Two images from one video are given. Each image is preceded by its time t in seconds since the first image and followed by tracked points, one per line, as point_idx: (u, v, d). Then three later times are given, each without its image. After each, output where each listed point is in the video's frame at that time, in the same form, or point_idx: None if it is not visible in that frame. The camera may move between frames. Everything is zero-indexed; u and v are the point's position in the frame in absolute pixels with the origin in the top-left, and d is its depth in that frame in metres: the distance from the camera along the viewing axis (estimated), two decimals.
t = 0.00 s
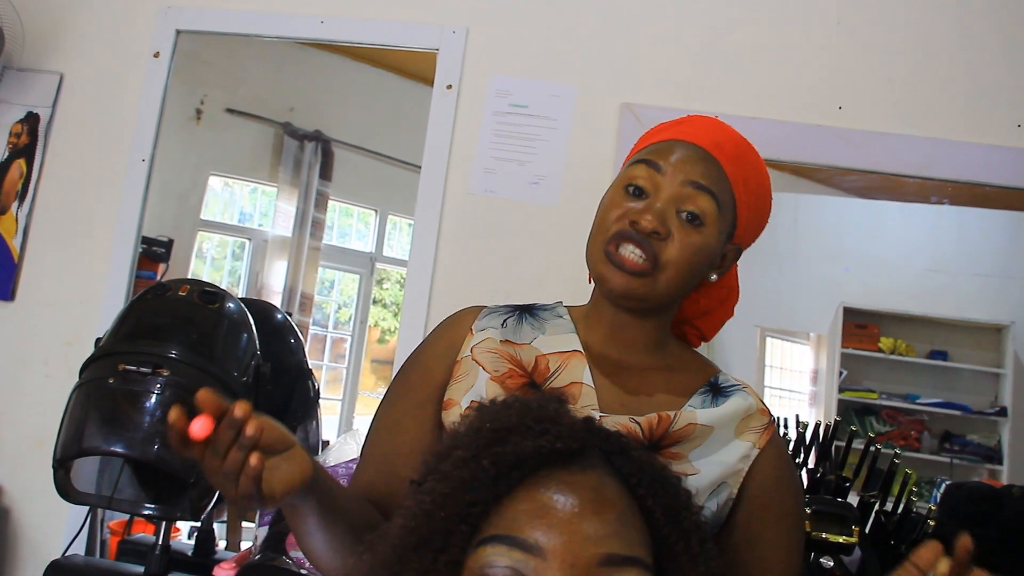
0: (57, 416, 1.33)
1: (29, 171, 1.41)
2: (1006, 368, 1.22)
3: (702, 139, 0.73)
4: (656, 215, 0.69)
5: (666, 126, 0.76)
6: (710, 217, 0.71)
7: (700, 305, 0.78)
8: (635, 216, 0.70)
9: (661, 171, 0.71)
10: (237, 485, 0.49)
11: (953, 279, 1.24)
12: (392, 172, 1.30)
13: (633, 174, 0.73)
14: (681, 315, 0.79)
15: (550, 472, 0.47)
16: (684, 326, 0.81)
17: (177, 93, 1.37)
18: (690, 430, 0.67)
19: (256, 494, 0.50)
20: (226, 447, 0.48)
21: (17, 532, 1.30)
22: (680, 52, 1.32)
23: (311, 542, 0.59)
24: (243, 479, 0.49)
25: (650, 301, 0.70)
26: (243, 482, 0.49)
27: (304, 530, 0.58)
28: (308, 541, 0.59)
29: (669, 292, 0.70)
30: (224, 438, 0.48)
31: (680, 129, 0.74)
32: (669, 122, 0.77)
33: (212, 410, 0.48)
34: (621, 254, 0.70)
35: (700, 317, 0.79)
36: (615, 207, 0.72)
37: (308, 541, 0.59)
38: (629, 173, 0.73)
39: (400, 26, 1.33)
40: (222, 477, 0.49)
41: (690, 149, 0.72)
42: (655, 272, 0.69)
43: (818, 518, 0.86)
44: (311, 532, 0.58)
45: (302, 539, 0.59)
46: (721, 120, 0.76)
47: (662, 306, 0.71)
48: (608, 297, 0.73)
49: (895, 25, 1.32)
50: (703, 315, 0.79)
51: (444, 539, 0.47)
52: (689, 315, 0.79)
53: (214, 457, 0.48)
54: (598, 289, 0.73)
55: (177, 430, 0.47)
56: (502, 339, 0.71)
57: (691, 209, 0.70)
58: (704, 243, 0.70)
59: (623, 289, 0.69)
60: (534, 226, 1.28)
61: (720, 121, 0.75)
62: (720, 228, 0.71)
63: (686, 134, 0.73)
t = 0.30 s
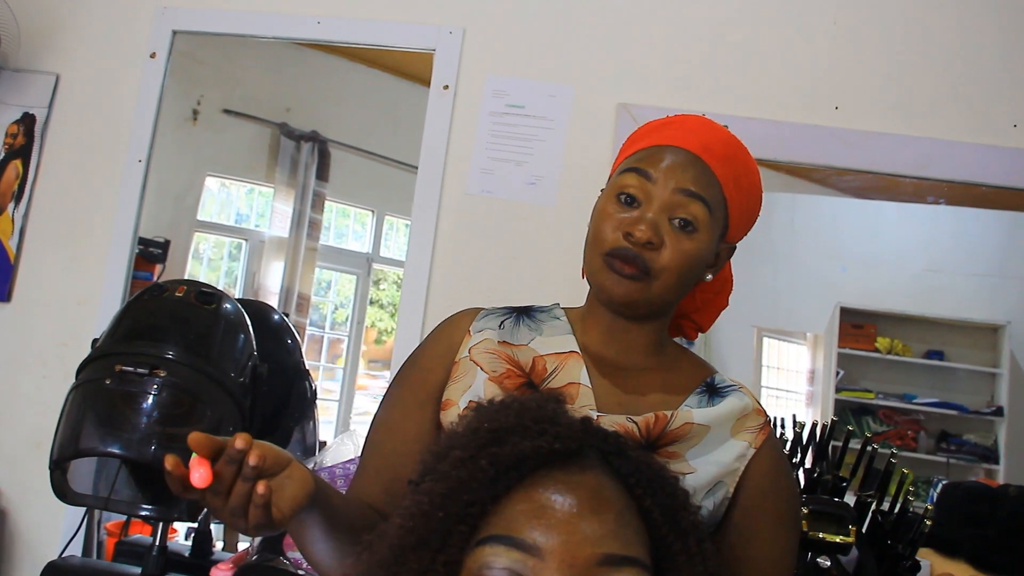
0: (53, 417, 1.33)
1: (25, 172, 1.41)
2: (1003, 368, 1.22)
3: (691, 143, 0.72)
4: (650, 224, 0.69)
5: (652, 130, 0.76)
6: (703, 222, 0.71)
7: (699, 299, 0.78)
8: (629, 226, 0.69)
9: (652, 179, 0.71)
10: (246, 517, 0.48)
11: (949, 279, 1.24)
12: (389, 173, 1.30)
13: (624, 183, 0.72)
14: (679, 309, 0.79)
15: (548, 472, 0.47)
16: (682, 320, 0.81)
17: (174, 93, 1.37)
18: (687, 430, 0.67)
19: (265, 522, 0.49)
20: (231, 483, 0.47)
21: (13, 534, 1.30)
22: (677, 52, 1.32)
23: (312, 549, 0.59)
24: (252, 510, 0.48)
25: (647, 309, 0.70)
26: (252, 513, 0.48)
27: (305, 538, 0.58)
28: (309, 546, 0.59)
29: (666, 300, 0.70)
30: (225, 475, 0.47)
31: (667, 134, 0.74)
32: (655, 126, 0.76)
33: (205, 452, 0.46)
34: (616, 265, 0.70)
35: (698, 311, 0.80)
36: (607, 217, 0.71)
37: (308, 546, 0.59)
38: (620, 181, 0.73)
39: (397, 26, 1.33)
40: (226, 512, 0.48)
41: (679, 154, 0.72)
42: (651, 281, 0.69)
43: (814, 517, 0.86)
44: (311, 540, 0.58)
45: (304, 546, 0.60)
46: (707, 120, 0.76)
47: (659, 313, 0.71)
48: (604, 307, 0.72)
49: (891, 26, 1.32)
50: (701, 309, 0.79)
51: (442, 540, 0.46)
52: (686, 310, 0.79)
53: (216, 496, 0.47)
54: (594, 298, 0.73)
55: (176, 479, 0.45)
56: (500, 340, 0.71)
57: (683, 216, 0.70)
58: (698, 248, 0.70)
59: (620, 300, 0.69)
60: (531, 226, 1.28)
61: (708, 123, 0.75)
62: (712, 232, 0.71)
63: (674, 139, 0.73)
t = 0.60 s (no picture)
0: (50, 417, 1.32)
1: (23, 171, 1.41)
2: (1000, 371, 1.22)
3: (670, 131, 0.76)
4: (641, 198, 0.71)
5: (632, 130, 0.80)
6: (692, 196, 0.73)
7: (693, 299, 0.79)
8: (621, 204, 0.71)
9: (638, 162, 0.74)
10: (285, 463, 0.50)
11: (947, 281, 1.24)
12: (387, 174, 1.30)
13: (612, 170, 0.75)
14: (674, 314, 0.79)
15: (547, 475, 0.47)
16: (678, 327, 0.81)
17: (172, 94, 1.37)
18: (685, 433, 0.66)
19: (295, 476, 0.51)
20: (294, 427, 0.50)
21: (9, 535, 1.29)
22: (675, 54, 1.32)
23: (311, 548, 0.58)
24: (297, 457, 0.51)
25: (648, 285, 0.71)
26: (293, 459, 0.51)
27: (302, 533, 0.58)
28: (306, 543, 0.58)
29: (664, 275, 0.71)
30: (308, 418, 0.51)
31: (647, 127, 0.78)
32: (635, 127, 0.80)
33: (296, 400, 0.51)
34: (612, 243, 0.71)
35: (695, 316, 0.80)
36: (597, 202, 0.74)
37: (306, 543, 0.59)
38: (606, 170, 0.76)
39: (395, 27, 1.33)
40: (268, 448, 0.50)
41: (662, 140, 0.75)
42: (648, 253, 0.70)
43: (811, 520, 0.86)
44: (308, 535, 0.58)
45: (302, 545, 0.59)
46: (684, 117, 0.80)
47: (659, 291, 0.72)
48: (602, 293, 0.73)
49: (889, 29, 1.33)
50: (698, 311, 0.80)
51: (441, 544, 0.46)
52: (681, 315, 0.79)
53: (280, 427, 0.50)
54: (591, 288, 0.74)
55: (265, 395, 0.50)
56: (496, 343, 0.72)
57: (672, 191, 0.72)
58: (690, 222, 0.72)
59: (619, 276, 0.70)
60: (529, 228, 1.28)
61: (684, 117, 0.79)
62: (702, 209, 0.73)
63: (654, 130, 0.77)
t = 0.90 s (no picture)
0: (42, 421, 1.32)
1: (16, 175, 1.40)
2: (993, 373, 1.23)
3: (611, 129, 0.78)
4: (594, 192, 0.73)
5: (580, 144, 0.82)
6: (644, 178, 0.74)
7: (685, 285, 0.79)
8: (576, 203, 0.73)
9: (586, 163, 0.76)
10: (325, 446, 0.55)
11: (941, 284, 1.25)
12: (381, 177, 1.30)
13: (563, 177, 0.77)
14: (669, 307, 0.80)
15: (542, 479, 0.47)
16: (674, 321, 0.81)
17: (166, 96, 1.37)
18: (678, 435, 0.66)
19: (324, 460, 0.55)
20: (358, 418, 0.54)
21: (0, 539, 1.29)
22: (669, 58, 1.32)
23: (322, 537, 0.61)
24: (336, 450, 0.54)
25: (622, 271, 0.71)
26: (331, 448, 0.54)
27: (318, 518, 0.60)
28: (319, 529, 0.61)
29: (635, 257, 0.71)
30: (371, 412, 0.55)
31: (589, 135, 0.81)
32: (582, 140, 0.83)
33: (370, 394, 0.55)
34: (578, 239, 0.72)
35: (696, 300, 0.80)
36: (555, 209, 0.75)
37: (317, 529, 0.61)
38: (558, 181, 0.78)
39: (389, 30, 1.33)
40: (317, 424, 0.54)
41: (604, 138, 0.78)
42: (613, 241, 0.71)
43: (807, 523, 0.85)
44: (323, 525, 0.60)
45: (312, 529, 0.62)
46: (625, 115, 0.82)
47: (635, 274, 0.72)
48: (581, 291, 0.73)
49: (882, 33, 1.33)
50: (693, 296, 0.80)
51: (436, 548, 0.46)
52: (684, 302, 0.80)
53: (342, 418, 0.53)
54: (571, 291, 0.74)
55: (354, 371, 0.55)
56: (491, 348, 0.72)
57: (623, 179, 0.74)
58: (648, 202, 0.73)
59: (592, 269, 0.70)
60: (523, 231, 1.28)
61: (625, 116, 0.81)
62: (658, 189, 0.74)
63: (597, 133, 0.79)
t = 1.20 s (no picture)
0: (36, 424, 1.31)
1: (10, 176, 1.40)
2: (988, 375, 1.25)
3: (587, 132, 0.76)
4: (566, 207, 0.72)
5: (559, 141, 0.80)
6: (616, 188, 0.73)
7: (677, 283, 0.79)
8: (547, 217, 0.72)
9: (559, 170, 0.75)
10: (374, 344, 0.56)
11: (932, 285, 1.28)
12: (377, 179, 1.30)
13: (538, 183, 0.76)
14: (659, 303, 0.80)
15: (537, 481, 0.47)
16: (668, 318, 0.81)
17: (161, 98, 1.37)
18: (666, 431, 0.66)
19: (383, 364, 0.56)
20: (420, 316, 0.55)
21: None
22: (664, 60, 1.33)
23: (323, 499, 0.60)
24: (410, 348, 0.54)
25: (595, 286, 0.71)
26: (400, 347, 0.55)
27: (323, 472, 0.60)
28: (321, 484, 0.60)
29: (606, 270, 0.71)
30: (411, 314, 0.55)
31: (565, 136, 0.79)
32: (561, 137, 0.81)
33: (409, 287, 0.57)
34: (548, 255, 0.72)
35: (690, 293, 0.80)
36: (527, 221, 0.75)
37: (319, 493, 0.60)
38: (532, 188, 0.77)
39: (385, 32, 1.33)
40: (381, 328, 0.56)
41: (578, 144, 0.76)
42: (584, 257, 0.71)
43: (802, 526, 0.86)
44: (330, 476, 0.60)
45: (312, 500, 0.60)
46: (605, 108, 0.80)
47: (608, 288, 0.72)
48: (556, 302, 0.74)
49: (877, 35, 1.34)
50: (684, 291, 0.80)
51: (430, 551, 0.46)
52: (677, 296, 0.80)
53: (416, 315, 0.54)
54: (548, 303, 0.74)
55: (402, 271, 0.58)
56: (483, 350, 0.72)
57: (595, 189, 0.72)
58: (619, 214, 0.72)
59: (566, 288, 0.70)
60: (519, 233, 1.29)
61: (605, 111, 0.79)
62: (631, 197, 0.73)
63: (574, 135, 0.77)
